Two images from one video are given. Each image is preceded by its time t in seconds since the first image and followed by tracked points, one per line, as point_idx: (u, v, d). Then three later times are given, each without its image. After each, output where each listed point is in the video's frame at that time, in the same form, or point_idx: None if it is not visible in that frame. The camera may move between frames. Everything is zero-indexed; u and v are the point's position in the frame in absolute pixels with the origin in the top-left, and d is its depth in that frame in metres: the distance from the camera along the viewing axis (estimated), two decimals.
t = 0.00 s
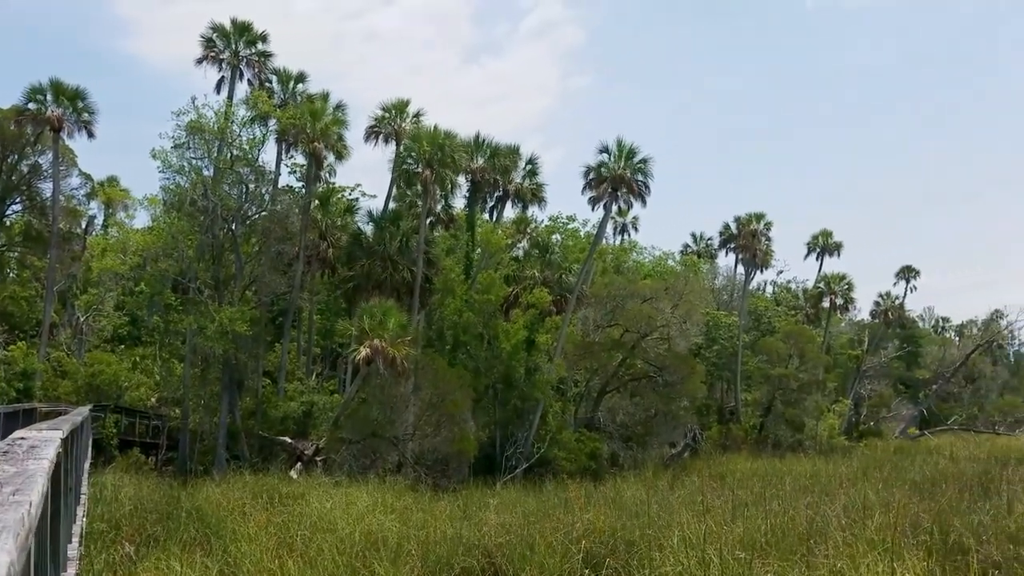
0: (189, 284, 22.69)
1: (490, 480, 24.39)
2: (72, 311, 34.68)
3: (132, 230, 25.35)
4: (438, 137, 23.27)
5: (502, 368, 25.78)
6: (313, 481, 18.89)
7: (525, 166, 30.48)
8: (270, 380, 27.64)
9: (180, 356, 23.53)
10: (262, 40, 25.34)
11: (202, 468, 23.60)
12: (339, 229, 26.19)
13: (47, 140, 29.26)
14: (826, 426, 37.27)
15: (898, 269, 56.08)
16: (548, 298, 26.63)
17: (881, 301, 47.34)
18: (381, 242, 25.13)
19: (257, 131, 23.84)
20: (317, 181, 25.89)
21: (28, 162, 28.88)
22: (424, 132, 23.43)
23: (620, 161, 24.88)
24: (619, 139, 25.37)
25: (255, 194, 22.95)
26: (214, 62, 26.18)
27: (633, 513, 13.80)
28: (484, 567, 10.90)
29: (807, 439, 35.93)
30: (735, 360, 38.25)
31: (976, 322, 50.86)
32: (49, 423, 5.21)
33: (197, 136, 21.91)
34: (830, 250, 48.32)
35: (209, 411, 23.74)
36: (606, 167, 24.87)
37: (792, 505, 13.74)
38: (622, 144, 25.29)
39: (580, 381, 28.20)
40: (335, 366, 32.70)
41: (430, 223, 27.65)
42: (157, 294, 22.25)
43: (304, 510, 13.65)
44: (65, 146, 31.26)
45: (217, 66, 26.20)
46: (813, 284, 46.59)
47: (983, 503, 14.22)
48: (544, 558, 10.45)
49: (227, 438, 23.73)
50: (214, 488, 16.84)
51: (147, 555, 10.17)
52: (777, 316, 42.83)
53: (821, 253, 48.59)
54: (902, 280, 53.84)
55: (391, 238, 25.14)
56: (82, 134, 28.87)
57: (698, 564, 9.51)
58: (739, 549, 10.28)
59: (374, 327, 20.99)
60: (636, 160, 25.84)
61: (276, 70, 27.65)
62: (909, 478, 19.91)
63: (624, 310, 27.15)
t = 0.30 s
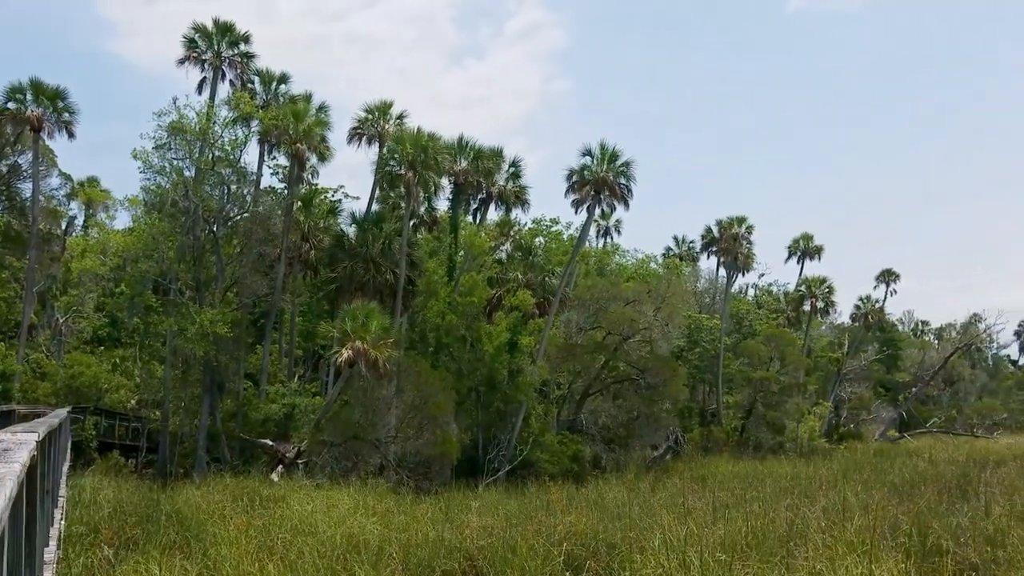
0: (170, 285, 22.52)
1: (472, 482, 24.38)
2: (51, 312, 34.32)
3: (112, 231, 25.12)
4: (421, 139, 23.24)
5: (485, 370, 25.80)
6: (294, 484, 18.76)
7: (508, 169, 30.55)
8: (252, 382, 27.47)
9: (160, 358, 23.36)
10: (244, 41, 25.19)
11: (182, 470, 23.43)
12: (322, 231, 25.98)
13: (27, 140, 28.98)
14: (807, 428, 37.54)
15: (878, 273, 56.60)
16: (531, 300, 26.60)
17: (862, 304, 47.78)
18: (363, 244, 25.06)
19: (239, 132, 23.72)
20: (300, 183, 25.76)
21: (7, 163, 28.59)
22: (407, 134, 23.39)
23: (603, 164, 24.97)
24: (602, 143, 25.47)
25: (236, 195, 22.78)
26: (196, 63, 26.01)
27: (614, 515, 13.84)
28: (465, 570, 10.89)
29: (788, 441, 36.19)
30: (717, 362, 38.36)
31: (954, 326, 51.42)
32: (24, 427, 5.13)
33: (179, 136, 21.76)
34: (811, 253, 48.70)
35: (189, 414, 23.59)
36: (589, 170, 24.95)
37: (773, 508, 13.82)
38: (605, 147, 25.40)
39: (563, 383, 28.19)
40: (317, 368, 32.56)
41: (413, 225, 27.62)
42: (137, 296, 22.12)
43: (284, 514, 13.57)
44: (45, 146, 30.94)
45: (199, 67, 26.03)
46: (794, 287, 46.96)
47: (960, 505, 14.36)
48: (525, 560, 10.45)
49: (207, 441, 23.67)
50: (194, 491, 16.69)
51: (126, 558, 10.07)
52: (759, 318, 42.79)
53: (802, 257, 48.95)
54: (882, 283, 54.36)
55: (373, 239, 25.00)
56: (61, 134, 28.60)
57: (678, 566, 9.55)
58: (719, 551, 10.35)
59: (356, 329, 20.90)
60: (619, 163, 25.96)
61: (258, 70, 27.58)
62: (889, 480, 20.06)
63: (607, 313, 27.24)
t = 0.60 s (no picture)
0: (150, 286, 22.33)
1: (455, 484, 24.39)
2: (31, 313, 33.97)
3: (92, 231, 24.87)
4: (404, 140, 23.18)
5: (468, 371, 25.73)
6: (276, 487, 18.68)
7: (492, 170, 30.59)
8: (233, 383, 27.30)
9: (140, 359, 22.90)
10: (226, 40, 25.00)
11: (163, 472, 23.28)
12: (304, 232, 25.47)
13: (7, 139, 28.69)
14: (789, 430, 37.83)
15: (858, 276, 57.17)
16: (515, 302, 26.49)
17: (842, 307, 48.22)
18: (346, 245, 25.02)
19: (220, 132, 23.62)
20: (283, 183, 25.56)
21: None
22: (389, 135, 23.35)
23: (586, 166, 25.03)
24: (585, 145, 25.55)
25: (218, 196, 22.73)
26: (177, 63, 25.82)
27: (596, 517, 13.87)
28: (446, 571, 10.87)
29: (769, 443, 36.43)
30: (699, 365, 38.65)
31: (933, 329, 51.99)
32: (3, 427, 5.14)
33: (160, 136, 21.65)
34: (792, 256, 49.07)
35: (170, 416, 23.48)
36: (573, 173, 25.02)
37: (753, 509, 13.88)
38: (589, 149, 25.46)
39: (547, 385, 28.22)
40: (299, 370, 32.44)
41: (396, 226, 27.56)
42: (117, 297, 22.00)
43: (265, 516, 13.50)
44: (24, 145, 30.60)
45: (181, 66, 25.85)
46: (776, 289, 47.29)
47: (938, 507, 14.52)
48: (507, 563, 10.45)
49: (188, 442, 23.63)
50: (174, 493, 16.56)
51: (106, 561, 9.98)
52: (741, 321, 43.05)
53: (784, 260, 49.30)
54: (863, 286, 54.87)
55: (356, 240, 24.99)
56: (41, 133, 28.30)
57: (660, 568, 9.58)
58: (700, 553, 10.39)
59: (338, 331, 20.81)
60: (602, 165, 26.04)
61: (241, 70, 27.45)
62: (869, 482, 20.21)
63: (590, 314, 27.30)
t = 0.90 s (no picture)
0: (128, 291, 22.06)
1: (436, 490, 24.32)
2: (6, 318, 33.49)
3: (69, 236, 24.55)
4: (384, 144, 23.15)
5: (449, 377, 25.65)
6: (256, 493, 18.50)
7: (473, 175, 30.64)
8: (213, 389, 27.12)
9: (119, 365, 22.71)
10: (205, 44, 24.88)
11: (141, 479, 23.02)
12: (284, 237, 25.50)
13: None
14: (768, 434, 38.07)
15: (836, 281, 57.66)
16: (495, 307, 26.63)
17: (821, 311, 48.70)
18: (326, 250, 24.91)
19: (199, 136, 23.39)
20: (262, 188, 25.27)
21: None
22: (370, 139, 23.31)
23: (567, 171, 25.12)
24: (566, 150, 25.61)
25: (197, 200, 22.45)
26: (156, 66, 25.63)
27: (576, 521, 13.90)
28: None
29: (749, 446, 36.71)
30: (679, 369, 38.84)
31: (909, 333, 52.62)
32: None
33: (138, 139, 21.37)
34: (771, 261, 49.45)
35: (148, 422, 23.19)
36: (553, 178, 25.08)
37: (732, 513, 13.97)
38: (569, 155, 25.54)
39: (528, 390, 28.24)
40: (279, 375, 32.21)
41: (376, 231, 27.46)
42: (94, 302, 21.79)
43: (245, 522, 13.37)
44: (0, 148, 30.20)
45: (159, 70, 25.65)
46: (755, 294, 47.64)
47: (915, 510, 14.68)
48: (487, 569, 10.44)
49: (166, 449, 23.38)
50: (152, 499, 16.35)
51: (82, 568, 9.84)
52: (721, 325, 43.35)
53: (763, 264, 49.67)
54: (841, 291, 55.45)
55: (336, 245, 25.00)
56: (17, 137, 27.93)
57: (640, 572, 9.62)
58: (679, 557, 10.44)
59: (318, 336, 20.68)
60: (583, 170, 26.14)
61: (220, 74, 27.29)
62: (847, 485, 20.36)
63: (571, 319, 27.34)
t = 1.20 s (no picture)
0: (99, 297, 21.73)
1: (411, 498, 24.24)
2: None
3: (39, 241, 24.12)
4: (359, 151, 23.07)
5: (424, 384, 25.59)
6: (228, 501, 18.30)
7: (449, 182, 30.66)
8: (185, 397, 26.82)
9: (90, 373, 22.21)
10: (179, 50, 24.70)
11: (112, 488, 22.68)
12: (258, 243, 25.57)
13: None
14: (742, 440, 38.42)
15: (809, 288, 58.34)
16: (470, 314, 26.53)
17: (794, 319, 49.22)
18: (301, 256, 24.76)
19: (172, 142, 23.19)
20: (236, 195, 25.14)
21: None
22: (345, 146, 23.23)
23: (543, 179, 25.22)
24: (541, 158, 25.72)
25: (171, 207, 22.40)
26: (129, 71, 25.36)
27: (551, 529, 13.92)
28: None
29: (723, 453, 37.01)
30: (654, 376, 39.05)
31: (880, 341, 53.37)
32: None
33: (110, 145, 21.12)
34: (745, 269, 49.93)
35: (119, 430, 22.85)
36: (529, 186, 25.16)
37: (706, 520, 14.08)
38: (545, 162, 25.65)
39: (503, 397, 28.25)
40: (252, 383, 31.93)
41: (351, 238, 27.34)
42: (65, 308, 21.41)
43: (216, 531, 13.24)
44: None
45: (132, 75, 25.38)
46: (729, 302, 48.09)
47: (886, 516, 14.86)
48: None
49: (138, 457, 23.06)
50: (122, 508, 16.11)
51: None
52: (695, 333, 43.67)
53: (736, 272, 50.13)
54: (813, 298, 56.12)
55: (311, 252, 24.73)
56: None
57: None
58: (653, 565, 10.50)
59: (292, 344, 20.53)
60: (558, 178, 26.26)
61: (194, 79, 27.06)
62: (820, 492, 20.53)
63: (546, 327, 27.40)
